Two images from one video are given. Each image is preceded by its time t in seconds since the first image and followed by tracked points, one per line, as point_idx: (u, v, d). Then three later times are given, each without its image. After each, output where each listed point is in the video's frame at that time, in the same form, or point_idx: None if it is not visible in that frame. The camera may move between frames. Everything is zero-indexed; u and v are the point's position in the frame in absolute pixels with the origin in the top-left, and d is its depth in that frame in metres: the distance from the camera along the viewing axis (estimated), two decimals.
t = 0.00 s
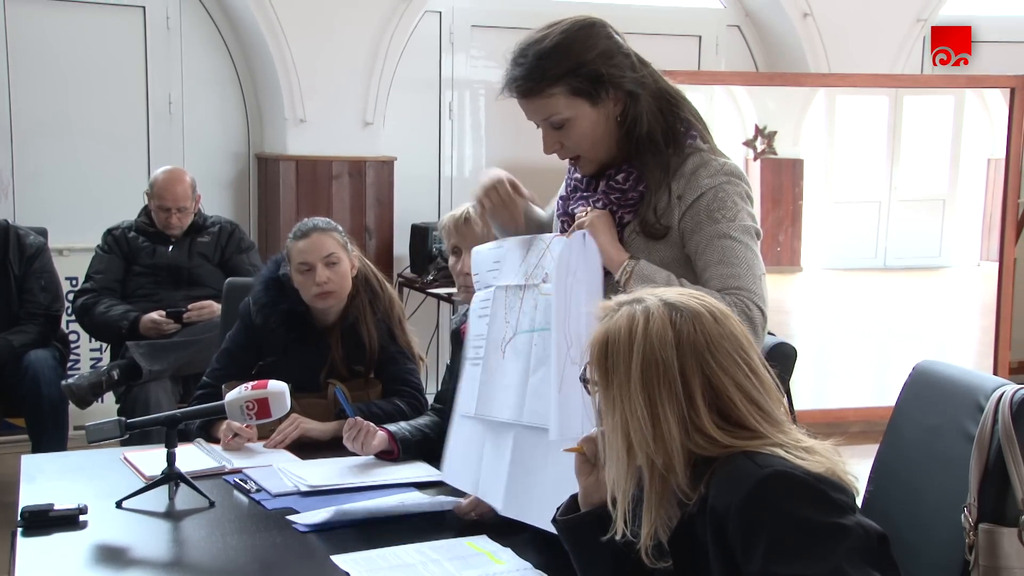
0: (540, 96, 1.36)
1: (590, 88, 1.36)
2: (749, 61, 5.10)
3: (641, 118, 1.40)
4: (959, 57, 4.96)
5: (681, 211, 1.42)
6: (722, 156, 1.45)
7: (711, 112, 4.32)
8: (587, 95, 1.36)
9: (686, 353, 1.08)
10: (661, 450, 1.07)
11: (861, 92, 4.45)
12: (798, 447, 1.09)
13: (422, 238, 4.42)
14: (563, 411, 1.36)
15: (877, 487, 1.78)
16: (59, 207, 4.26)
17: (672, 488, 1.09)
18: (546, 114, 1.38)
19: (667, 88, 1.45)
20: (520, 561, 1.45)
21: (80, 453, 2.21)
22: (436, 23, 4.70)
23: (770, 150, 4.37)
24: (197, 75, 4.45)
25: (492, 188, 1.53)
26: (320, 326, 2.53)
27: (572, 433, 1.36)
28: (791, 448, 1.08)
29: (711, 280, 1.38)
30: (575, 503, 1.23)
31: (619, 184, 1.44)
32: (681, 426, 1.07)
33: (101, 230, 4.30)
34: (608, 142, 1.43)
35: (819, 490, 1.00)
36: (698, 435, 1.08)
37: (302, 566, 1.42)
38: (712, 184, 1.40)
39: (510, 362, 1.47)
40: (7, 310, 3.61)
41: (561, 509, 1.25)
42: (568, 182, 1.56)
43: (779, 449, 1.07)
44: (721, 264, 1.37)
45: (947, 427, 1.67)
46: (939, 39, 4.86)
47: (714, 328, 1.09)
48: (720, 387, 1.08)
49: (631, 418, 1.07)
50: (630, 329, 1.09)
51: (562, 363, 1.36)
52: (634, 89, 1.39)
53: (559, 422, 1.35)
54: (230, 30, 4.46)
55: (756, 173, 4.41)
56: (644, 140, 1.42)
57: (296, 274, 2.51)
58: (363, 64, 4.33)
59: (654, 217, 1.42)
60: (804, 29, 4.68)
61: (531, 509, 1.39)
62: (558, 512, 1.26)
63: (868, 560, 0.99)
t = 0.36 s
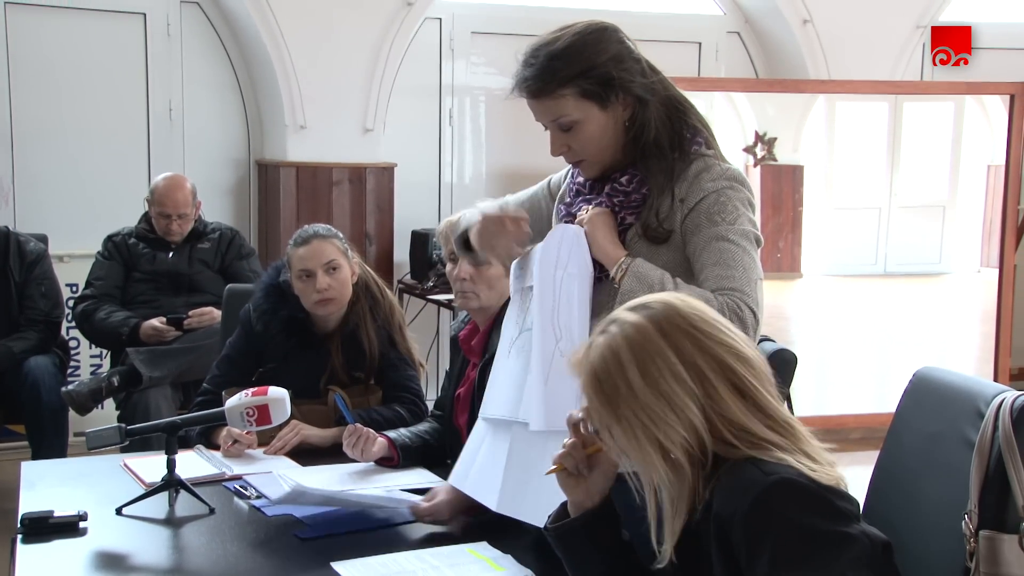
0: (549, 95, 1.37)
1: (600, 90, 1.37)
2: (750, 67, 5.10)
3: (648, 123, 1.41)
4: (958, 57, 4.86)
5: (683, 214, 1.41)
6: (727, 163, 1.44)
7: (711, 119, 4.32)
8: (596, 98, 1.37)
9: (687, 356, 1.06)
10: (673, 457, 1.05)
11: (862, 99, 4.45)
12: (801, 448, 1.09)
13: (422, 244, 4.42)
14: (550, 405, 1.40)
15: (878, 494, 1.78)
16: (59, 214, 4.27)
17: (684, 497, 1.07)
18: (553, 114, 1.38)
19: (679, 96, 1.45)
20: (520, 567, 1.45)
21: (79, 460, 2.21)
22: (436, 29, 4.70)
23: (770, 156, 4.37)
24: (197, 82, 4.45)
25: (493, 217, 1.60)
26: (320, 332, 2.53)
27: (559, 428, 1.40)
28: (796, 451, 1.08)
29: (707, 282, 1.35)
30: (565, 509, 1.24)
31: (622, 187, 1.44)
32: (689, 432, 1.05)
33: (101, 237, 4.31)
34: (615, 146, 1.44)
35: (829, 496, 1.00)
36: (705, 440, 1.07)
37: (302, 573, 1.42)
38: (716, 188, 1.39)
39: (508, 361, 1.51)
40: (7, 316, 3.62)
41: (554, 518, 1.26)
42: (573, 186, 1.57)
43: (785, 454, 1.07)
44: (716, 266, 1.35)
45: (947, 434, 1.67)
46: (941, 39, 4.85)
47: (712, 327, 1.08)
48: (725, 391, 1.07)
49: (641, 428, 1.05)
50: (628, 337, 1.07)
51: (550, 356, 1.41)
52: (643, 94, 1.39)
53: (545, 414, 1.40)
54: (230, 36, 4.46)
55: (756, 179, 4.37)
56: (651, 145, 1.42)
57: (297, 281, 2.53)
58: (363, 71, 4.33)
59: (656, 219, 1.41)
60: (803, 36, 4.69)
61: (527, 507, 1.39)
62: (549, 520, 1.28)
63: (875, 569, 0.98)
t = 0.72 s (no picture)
0: (547, 101, 1.36)
1: (599, 97, 1.37)
2: (749, 73, 5.11)
3: (645, 131, 1.41)
4: (956, 60, 4.88)
5: (679, 221, 1.41)
6: (721, 169, 1.45)
7: (710, 124, 4.32)
8: (594, 104, 1.37)
9: (666, 366, 1.07)
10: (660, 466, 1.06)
11: (860, 105, 4.46)
12: (790, 453, 1.10)
13: (422, 249, 4.41)
14: (549, 406, 1.39)
15: (877, 499, 1.78)
16: (58, 220, 4.27)
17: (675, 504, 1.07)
18: (552, 119, 1.38)
19: (676, 103, 1.45)
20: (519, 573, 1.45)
21: (78, 466, 2.21)
22: (435, 35, 4.71)
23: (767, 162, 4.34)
24: (197, 88, 4.46)
25: (509, 270, 1.48)
26: (318, 338, 2.55)
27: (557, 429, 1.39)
28: (786, 457, 1.08)
29: (701, 288, 1.35)
30: (566, 510, 1.23)
31: (618, 194, 1.44)
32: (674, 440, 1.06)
33: (101, 243, 4.31)
34: (611, 153, 1.44)
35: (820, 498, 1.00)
36: (691, 449, 1.07)
37: None
38: (711, 196, 1.39)
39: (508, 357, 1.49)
40: (6, 322, 3.61)
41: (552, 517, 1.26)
42: (567, 194, 1.57)
43: (773, 460, 1.07)
44: (712, 273, 1.35)
45: (945, 439, 1.67)
46: (941, 40, 4.85)
47: (691, 336, 1.10)
48: (707, 399, 1.08)
49: (622, 439, 1.06)
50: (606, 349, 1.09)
51: (549, 356, 1.39)
52: (641, 102, 1.39)
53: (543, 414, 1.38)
54: (229, 42, 4.47)
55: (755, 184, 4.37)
56: (647, 152, 1.42)
57: (294, 286, 2.54)
58: (363, 76, 4.33)
59: (652, 226, 1.41)
60: (802, 42, 4.69)
61: (505, 508, 1.40)
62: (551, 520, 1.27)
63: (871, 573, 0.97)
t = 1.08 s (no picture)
0: (548, 79, 1.39)
1: (598, 88, 1.39)
2: (743, 78, 5.11)
3: (638, 134, 1.42)
4: (956, 59, 4.96)
5: (665, 225, 1.41)
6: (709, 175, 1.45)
7: (706, 130, 4.32)
8: (590, 94, 1.39)
9: (670, 366, 1.07)
10: (653, 468, 1.06)
11: (854, 110, 4.47)
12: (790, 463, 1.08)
13: (417, 254, 4.41)
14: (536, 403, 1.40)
15: (871, 503, 1.78)
16: (53, 225, 4.26)
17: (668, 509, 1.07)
18: (547, 97, 1.41)
19: (675, 114, 1.47)
20: None
21: (71, 471, 2.21)
22: (430, 39, 4.71)
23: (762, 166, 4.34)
24: (191, 92, 4.45)
25: (509, 275, 1.47)
26: (313, 342, 2.56)
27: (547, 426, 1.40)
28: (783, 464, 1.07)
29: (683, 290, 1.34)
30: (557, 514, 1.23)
31: (604, 197, 1.46)
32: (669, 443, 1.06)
33: (95, 248, 4.30)
34: (602, 152, 1.45)
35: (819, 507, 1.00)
36: (684, 455, 1.07)
37: None
38: (697, 199, 1.39)
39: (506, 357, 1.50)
40: None
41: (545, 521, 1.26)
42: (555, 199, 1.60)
43: (770, 468, 1.06)
44: (695, 276, 1.34)
45: (940, 443, 1.67)
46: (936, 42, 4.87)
47: (699, 339, 1.09)
48: (706, 402, 1.07)
49: (616, 437, 1.06)
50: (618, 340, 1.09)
51: (533, 355, 1.40)
52: (637, 104, 1.40)
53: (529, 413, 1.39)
54: (224, 46, 4.46)
55: (750, 189, 4.36)
56: (637, 155, 1.43)
57: (289, 292, 2.53)
58: (358, 81, 4.33)
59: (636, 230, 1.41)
60: (797, 47, 4.71)
61: (510, 516, 1.39)
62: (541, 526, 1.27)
63: None
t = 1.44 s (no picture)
0: (564, 53, 1.46)
1: (607, 77, 1.44)
2: (736, 84, 5.12)
3: (633, 136, 1.46)
4: (959, 57, 5.08)
5: (650, 230, 1.43)
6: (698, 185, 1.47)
7: (699, 136, 4.32)
8: (597, 81, 1.45)
9: (737, 371, 1.02)
10: (665, 446, 1.04)
11: (846, 115, 4.48)
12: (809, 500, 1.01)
13: (410, 260, 4.40)
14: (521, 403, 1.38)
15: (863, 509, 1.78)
16: (45, 230, 4.25)
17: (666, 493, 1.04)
18: (555, 72, 1.46)
19: (674, 128, 1.51)
20: None
21: (63, 478, 2.20)
22: (424, 46, 4.71)
23: (757, 173, 4.42)
24: (184, 98, 4.44)
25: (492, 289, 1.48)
26: (306, 348, 2.56)
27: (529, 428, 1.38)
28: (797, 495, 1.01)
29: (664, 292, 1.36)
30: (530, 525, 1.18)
31: (589, 203, 1.49)
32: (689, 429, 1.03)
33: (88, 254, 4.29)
34: (597, 147, 1.49)
35: (818, 547, 0.94)
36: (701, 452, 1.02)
37: None
38: (683, 204, 1.42)
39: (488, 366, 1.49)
40: None
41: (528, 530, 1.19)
42: (542, 203, 1.63)
43: (780, 494, 1.00)
44: (678, 279, 1.37)
45: (932, 449, 1.67)
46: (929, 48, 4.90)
47: (777, 357, 1.04)
48: (746, 424, 1.03)
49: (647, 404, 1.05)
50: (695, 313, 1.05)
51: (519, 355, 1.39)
52: (638, 105, 1.45)
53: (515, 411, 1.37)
54: (217, 52, 4.46)
55: (744, 195, 4.43)
56: (629, 158, 1.46)
57: (282, 297, 2.55)
58: (351, 87, 4.33)
59: (621, 236, 1.43)
60: (789, 53, 4.72)
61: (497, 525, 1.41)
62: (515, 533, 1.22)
63: None
